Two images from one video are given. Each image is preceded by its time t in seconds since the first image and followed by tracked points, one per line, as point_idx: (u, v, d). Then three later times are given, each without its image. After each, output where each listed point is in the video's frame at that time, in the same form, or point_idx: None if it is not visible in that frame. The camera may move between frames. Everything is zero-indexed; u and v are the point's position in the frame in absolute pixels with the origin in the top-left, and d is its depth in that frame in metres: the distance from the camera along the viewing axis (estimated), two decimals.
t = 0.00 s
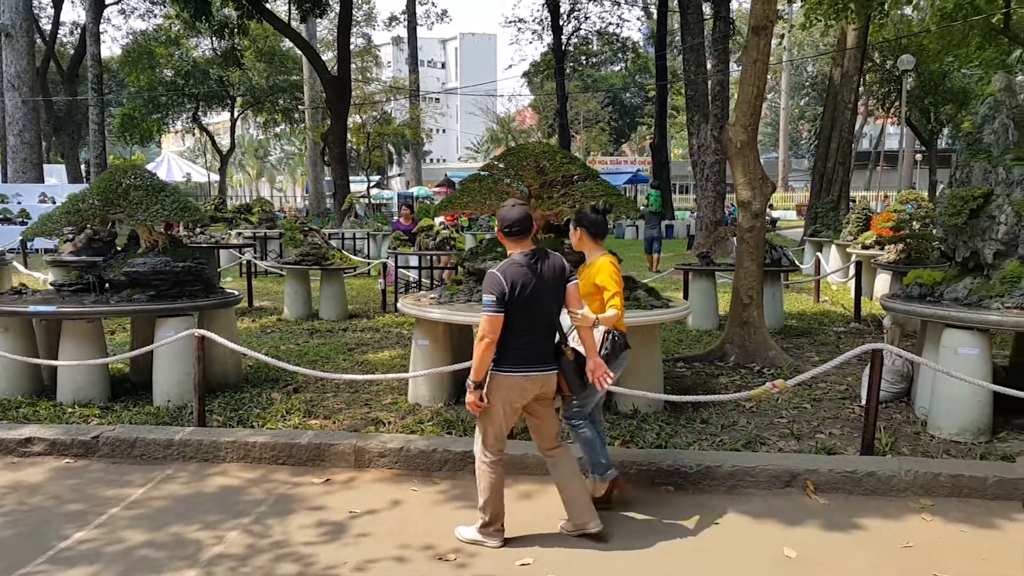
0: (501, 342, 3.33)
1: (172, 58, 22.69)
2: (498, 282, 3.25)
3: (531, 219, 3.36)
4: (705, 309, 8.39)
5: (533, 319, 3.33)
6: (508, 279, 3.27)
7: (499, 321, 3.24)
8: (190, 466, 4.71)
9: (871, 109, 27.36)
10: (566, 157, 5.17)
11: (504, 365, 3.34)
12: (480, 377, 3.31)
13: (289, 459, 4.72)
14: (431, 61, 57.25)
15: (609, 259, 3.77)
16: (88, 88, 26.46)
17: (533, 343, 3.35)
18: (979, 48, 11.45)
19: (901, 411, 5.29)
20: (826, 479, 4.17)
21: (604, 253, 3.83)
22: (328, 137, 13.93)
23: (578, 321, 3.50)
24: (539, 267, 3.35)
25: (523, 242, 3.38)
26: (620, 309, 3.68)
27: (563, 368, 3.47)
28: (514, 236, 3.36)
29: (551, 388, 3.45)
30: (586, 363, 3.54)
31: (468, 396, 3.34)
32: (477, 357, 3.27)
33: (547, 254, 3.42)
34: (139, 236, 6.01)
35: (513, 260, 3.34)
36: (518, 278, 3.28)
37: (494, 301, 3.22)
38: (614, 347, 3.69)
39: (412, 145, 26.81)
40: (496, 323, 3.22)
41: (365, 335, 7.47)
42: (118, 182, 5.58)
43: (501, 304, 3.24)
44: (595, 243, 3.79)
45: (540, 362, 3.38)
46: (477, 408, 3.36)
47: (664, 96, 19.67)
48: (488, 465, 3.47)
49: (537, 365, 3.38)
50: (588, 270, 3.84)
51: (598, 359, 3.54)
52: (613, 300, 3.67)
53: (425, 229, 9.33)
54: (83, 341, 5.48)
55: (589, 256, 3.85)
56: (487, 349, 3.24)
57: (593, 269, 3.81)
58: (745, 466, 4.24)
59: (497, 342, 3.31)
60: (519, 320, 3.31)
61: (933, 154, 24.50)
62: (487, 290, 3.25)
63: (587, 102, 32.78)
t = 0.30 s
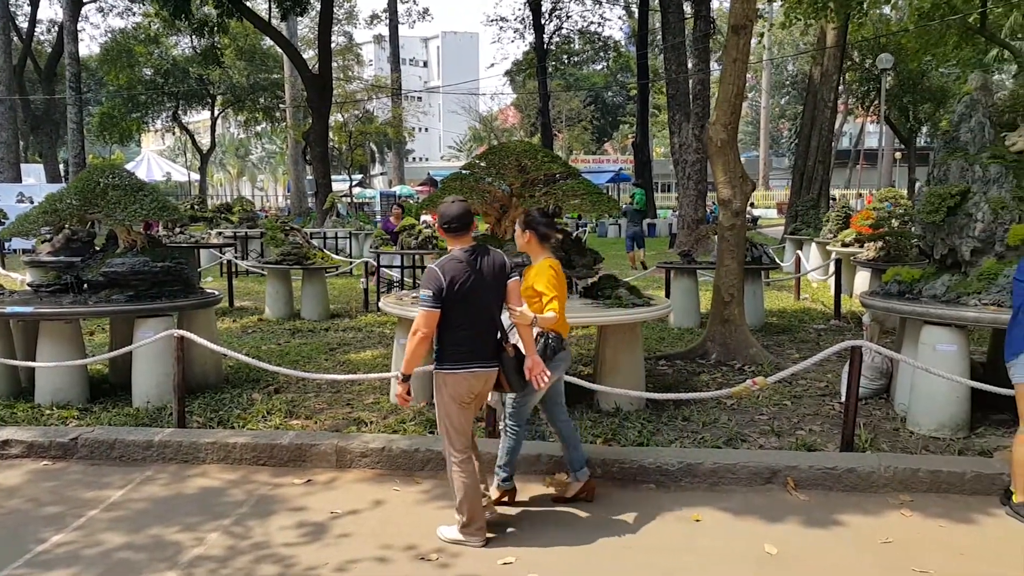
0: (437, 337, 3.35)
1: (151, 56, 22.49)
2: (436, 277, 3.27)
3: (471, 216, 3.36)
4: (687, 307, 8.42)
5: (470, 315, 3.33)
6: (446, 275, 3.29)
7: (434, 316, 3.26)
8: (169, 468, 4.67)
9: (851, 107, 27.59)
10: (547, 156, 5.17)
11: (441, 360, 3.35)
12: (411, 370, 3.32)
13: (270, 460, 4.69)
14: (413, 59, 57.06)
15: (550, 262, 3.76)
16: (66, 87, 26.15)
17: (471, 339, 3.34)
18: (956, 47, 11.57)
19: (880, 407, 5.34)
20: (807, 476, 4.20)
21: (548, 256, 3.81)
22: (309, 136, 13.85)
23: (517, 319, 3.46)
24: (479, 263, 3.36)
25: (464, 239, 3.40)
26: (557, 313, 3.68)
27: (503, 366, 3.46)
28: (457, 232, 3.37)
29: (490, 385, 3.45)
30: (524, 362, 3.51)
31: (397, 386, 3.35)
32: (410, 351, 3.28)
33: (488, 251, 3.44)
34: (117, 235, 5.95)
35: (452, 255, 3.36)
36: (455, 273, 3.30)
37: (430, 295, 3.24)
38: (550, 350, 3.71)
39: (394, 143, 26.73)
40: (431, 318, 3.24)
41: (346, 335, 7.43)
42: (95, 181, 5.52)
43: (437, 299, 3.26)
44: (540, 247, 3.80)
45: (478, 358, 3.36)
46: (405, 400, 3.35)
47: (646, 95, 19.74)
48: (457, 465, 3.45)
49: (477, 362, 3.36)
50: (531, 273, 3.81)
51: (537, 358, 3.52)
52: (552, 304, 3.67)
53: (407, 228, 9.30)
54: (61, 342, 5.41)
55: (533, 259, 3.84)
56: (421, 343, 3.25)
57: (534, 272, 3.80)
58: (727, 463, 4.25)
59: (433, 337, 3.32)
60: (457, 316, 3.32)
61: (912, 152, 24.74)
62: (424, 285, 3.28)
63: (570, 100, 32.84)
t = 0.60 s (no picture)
0: (385, 340, 3.37)
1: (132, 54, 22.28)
2: (378, 281, 3.30)
3: (413, 219, 3.37)
4: (670, 306, 8.45)
5: (415, 317, 3.35)
6: (388, 278, 3.32)
7: (380, 318, 3.28)
8: (149, 470, 4.63)
9: (833, 107, 27.80)
10: (530, 155, 5.17)
11: (390, 364, 3.36)
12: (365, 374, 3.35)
13: (252, 461, 4.66)
14: (396, 58, 56.84)
15: (491, 261, 3.75)
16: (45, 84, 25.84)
17: (417, 342, 3.35)
18: (935, 48, 11.68)
19: (860, 405, 5.39)
20: (787, 473, 4.22)
21: (489, 256, 3.81)
22: (292, 135, 13.78)
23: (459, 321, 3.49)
24: (421, 266, 3.39)
25: (407, 242, 3.41)
26: (500, 313, 3.67)
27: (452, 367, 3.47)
28: (399, 236, 3.38)
29: (440, 388, 3.46)
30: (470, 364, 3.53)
31: (354, 393, 3.37)
32: (361, 354, 3.30)
33: (431, 255, 3.47)
34: (96, 235, 5.90)
35: (395, 259, 3.38)
36: (398, 276, 3.33)
37: (374, 298, 3.26)
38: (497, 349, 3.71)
39: (378, 142, 26.63)
40: (377, 321, 3.26)
41: (329, 335, 7.41)
42: (75, 180, 5.46)
43: (381, 302, 3.28)
44: (481, 246, 3.80)
45: (427, 361, 3.38)
46: (362, 405, 3.38)
47: (629, 95, 19.78)
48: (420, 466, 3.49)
49: (424, 365, 3.37)
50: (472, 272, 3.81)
51: (481, 360, 3.54)
52: (493, 304, 3.65)
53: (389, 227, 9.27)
54: (40, 343, 5.35)
55: (474, 259, 3.84)
56: (369, 345, 3.29)
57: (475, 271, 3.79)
58: (709, 461, 4.27)
59: (380, 340, 3.34)
60: (402, 319, 3.33)
61: (892, 151, 24.95)
62: (367, 289, 3.29)
63: (554, 100, 32.87)
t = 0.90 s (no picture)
0: (328, 334, 3.37)
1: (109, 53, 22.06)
2: (321, 274, 3.31)
3: (356, 214, 3.42)
4: (650, 305, 8.48)
5: (358, 309, 3.37)
6: (331, 271, 3.33)
7: (324, 311, 3.29)
8: (126, 472, 4.58)
9: (812, 107, 28.01)
10: (511, 154, 5.17)
11: (334, 357, 3.37)
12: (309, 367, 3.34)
13: (230, 463, 4.63)
14: (378, 56, 56.62)
15: (433, 260, 3.76)
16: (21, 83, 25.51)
17: (361, 334, 3.37)
18: (912, 49, 11.80)
19: (837, 402, 5.44)
20: (766, 470, 4.26)
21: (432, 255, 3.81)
22: (272, 134, 13.69)
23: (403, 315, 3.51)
24: (363, 259, 3.43)
25: (348, 236, 3.45)
26: (445, 310, 3.70)
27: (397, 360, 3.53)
28: (341, 230, 3.42)
29: (386, 381, 3.49)
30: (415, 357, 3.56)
31: (295, 386, 3.34)
32: (305, 347, 3.30)
33: (373, 249, 3.51)
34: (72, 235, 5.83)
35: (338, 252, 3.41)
36: (340, 269, 3.35)
37: (317, 290, 3.27)
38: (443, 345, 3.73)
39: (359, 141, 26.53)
40: (321, 313, 3.27)
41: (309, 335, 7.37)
42: (50, 179, 5.40)
43: (324, 294, 3.30)
44: (424, 245, 3.78)
45: (370, 354, 3.40)
46: (303, 397, 3.34)
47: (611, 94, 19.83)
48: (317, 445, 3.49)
49: (367, 357, 3.39)
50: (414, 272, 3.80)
51: (426, 353, 3.57)
52: (438, 302, 3.68)
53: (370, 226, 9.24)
54: (14, 345, 5.28)
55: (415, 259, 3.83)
56: (313, 338, 3.28)
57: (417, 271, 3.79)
58: (688, 459, 4.29)
59: (324, 333, 3.35)
60: (346, 311, 3.35)
61: (871, 151, 25.17)
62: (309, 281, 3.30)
63: (536, 99, 32.89)
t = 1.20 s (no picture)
0: (257, 336, 3.37)
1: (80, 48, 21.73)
2: (248, 276, 3.30)
3: (284, 213, 3.39)
4: (627, 304, 8.51)
5: (287, 311, 3.35)
6: (259, 273, 3.31)
7: (250, 314, 3.29)
8: (96, 474, 4.52)
9: (788, 107, 28.25)
10: (488, 152, 5.17)
11: (262, 360, 3.36)
12: (235, 371, 3.34)
13: (202, 464, 4.57)
14: (355, 54, 56.29)
15: (371, 255, 3.76)
16: None
17: (289, 336, 3.35)
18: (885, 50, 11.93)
19: (811, 398, 5.49)
20: (740, 467, 4.28)
21: (370, 249, 3.81)
22: (247, 131, 13.56)
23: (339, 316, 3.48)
24: (293, 259, 3.40)
25: (278, 237, 3.42)
26: (384, 305, 3.70)
27: (331, 366, 3.49)
28: (269, 229, 3.39)
29: (316, 383, 3.47)
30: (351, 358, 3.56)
31: (223, 390, 3.38)
32: (231, 351, 3.31)
33: (304, 249, 3.48)
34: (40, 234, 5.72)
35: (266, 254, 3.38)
36: (268, 271, 3.33)
37: (243, 294, 3.26)
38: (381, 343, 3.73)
39: (336, 139, 26.36)
40: (246, 317, 3.27)
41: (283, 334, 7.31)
42: (17, 176, 5.31)
43: (251, 298, 3.28)
44: (362, 240, 3.77)
45: (299, 356, 3.38)
46: (232, 402, 3.40)
47: (588, 93, 19.88)
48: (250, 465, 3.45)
49: (297, 360, 3.38)
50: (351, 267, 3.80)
51: (363, 353, 3.57)
52: (378, 296, 3.69)
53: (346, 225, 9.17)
54: None
55: (354, 253, 3.82)
56: (239, 342, 3.29)
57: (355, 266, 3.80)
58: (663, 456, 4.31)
59: (253, 336, 3.34)
60: (274, 314, 3.33)
61: (845, 151, 25.43)
62: (236, 284, 3.29)
63: (514, 98, 32.87)
